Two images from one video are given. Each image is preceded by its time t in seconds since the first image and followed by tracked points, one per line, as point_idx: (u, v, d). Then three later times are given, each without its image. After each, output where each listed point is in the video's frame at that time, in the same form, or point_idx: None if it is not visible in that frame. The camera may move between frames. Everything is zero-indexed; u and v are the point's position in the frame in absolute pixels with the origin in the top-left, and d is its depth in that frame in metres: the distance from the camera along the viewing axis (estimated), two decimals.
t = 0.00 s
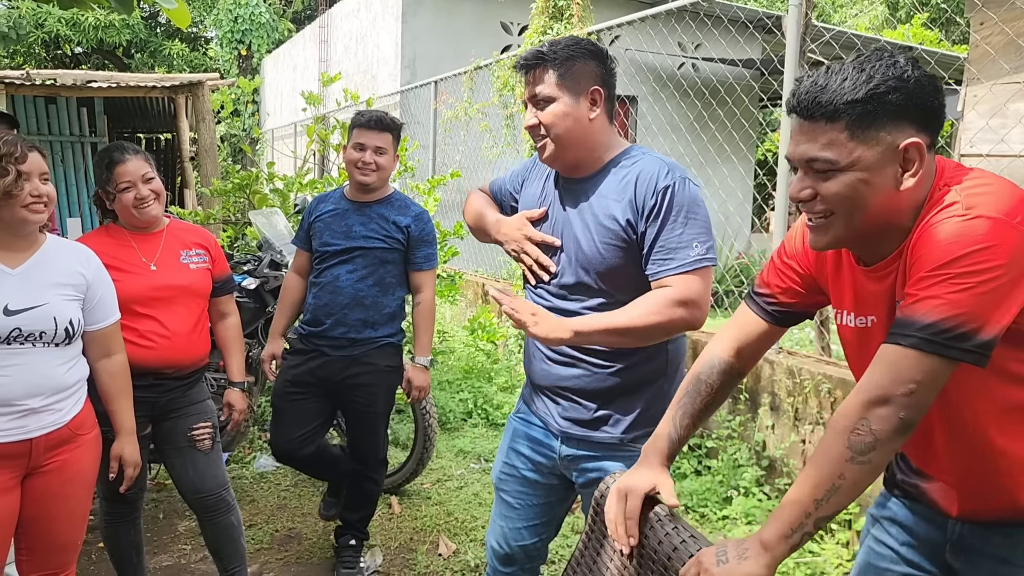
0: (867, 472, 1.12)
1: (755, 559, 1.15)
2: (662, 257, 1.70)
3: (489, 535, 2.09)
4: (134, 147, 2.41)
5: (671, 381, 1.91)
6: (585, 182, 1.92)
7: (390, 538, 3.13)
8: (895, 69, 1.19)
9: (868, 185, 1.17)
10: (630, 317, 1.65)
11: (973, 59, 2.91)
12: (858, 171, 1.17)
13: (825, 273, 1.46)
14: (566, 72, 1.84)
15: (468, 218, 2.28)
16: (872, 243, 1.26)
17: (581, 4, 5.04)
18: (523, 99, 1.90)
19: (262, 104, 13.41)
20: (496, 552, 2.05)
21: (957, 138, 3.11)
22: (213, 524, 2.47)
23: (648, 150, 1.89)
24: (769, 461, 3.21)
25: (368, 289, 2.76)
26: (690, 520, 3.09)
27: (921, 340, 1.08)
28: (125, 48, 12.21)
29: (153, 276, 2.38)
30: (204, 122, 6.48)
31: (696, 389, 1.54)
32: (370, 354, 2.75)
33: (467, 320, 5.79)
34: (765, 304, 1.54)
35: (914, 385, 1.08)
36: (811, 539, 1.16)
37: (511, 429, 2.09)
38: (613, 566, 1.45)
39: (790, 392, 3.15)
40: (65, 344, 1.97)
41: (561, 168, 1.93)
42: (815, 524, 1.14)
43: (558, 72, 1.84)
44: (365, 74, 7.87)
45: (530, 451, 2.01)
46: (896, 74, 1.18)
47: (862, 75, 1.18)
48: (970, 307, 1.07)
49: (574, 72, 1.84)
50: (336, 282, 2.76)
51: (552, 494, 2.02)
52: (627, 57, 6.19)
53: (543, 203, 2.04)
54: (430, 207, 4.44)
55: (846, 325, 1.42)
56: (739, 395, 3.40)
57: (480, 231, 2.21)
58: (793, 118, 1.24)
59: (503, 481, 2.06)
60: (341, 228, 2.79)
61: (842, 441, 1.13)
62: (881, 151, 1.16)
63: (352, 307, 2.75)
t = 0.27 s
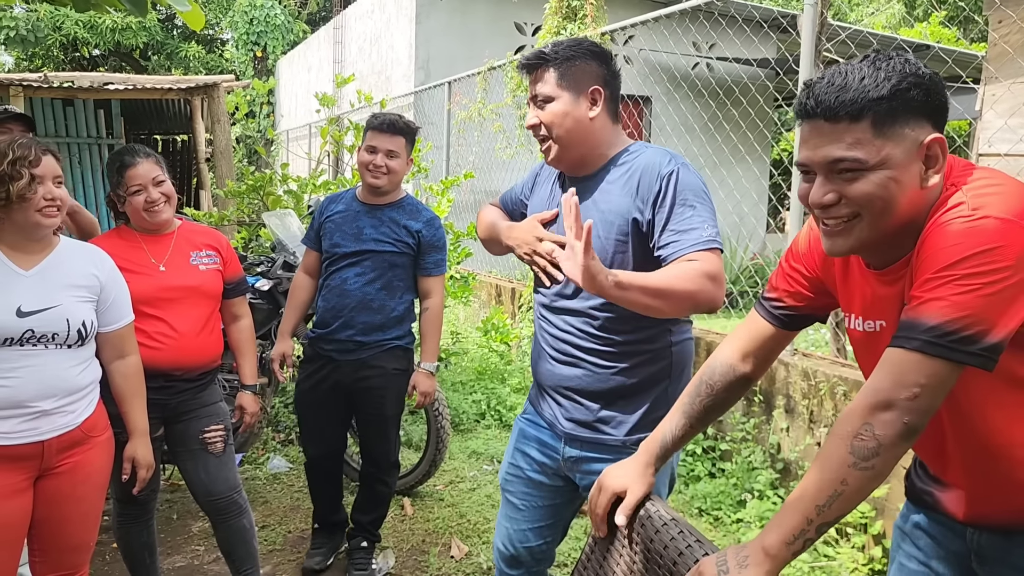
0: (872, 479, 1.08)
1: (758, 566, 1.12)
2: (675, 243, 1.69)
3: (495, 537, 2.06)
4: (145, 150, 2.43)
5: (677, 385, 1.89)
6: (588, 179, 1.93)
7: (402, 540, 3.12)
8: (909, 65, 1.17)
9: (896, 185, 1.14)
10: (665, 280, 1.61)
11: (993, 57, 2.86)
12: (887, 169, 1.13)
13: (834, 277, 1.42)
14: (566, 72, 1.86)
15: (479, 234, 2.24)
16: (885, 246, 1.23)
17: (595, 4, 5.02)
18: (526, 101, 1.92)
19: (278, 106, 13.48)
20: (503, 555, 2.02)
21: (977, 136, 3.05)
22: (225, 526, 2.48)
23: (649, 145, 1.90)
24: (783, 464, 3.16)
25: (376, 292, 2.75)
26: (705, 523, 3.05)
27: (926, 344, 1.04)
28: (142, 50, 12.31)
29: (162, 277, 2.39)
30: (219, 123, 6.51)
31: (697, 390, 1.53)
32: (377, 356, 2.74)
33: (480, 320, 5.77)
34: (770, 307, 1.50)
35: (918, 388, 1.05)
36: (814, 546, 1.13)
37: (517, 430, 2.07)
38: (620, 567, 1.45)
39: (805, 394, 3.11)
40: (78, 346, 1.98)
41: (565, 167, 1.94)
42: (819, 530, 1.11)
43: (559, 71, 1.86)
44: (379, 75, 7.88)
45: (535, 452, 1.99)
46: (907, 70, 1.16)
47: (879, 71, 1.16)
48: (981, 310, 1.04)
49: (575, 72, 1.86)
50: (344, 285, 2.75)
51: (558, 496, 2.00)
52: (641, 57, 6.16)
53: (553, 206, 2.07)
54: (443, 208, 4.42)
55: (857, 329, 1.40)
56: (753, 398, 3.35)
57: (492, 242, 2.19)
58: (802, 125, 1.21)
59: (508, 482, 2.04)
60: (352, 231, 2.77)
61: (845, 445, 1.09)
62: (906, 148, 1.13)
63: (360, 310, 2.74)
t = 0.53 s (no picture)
0: (877, 480, 1.06)
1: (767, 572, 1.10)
2: (685, 244, 1.67)
3: (505, 544, 2.04)
4: (158, 154, 2.48)
5: (684, 389, 1.87)
6: (591, 182, 1.92)
7: (416, 542, 3.11)
8: (908, 61, 1.14)
9: (892, 180, 1.11)
10: (667, 283, 1.60)
11: (1015, 55, 2.79)
12: (882, 164, 1.10)
13: (839, 273, 1.39)
14: (560, 79, 1.87)
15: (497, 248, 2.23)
16: (885, 243, 1.20)
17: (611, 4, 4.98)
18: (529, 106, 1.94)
19: (297, 107, 13.56)
20: (514, 560, 2.01)
21: (1001, 135, 2.98)
22: (239, 530, 2.50)
23: (654, 147, 1.88)
24: (801, 467, 3.11)
25: (383, 296, 2.74)
26: (721, 527, 3.01)
27: (924, 343, 1.02)
28: (163, 53, 12.44)
29: (173, 278, 2.43)
30: (238, 126, 6.56)
31: (707, 395, 1.52)
32: (387, 358, 2.73)
33: (498, 321, 5.75)
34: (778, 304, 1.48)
35: (919, 387, 1.02)
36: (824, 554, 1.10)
37: (526, 434, 2.05)
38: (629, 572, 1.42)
39: (824, 397, 3.05)
40: (92, 349, 2.01)
41: (568, 169, 1.95)
42: (828, 535, 1.08)
43: (557, 77, 1.88)
44: (396, 77, 7.90)
45: (544, 456, 1.97)
46: (903, 67, 1.12)
47: (873, 67, 1.13)
48: (978, 307, 1.01)
49: (570, 78, 1.87)
50: (353, 288, 2.75)
51: (568, 500, 1.98)
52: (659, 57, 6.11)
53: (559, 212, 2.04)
54: (459, 209, 4.41)
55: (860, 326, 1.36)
56: (770, 400, 3.30)
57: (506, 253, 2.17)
58: (801, 118, 1.18)
59: (518, 487, 2.02)
60: (361, 233, 2.78)
61: (849, 448, 1.07)
62: (904, 143, 1.10)
63: (368, 313, 2.73)
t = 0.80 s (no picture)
0: (872, 475, 1.07)
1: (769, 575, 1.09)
2: (668, 275, 1.67)
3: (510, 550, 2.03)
4: (176, 155, 2.51)
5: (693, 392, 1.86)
6: (611, 184, 1.90)
7: (432, 542, 3.11)
8: (862, 75, 1.14)
9: (879, 196, 1.13)
10: (623, 368, 1.65)
11: None
12: (863, 186, 1.12)
13: (841, 271, 1.43)
14: (602, 68, 1.83)
15: (491, 234, 2.23)
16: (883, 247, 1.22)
17: (629, 3, 4.95)
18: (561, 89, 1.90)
19: (318, 108, 13.65)
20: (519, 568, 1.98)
21: None
22: (256, 531, 2.52)
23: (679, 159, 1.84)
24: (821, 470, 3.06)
25: (391, 295, 2.73)
26: (740, 529, 2.96)
27: (920, 337, 1.04)
28: (187, 56, 12.58)
29: (189, 279, 2.47)
30: (259, 127, 6.61)
31: (718, 399, 1.53)
32: (397, 359, 2.73)
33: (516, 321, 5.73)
34: (786, 305, 1.52)
35: (914, 380, 1.04)
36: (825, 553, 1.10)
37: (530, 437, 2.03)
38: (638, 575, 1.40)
39: (843, 399, 3.01)
40: (108, 350, 2.03)
41: (591, 164, 1.91)
42: (827, 533, 1.08)
43: (595, 66, 1.83)
44: (416, 78, 7.93)
45: (550, 461, 1.95)
46: (852, 84, 1.13)
47: (831, 89, 1.14)
48: (973, 295, 1.03)
49: (612, 71, 1.83)
50: (362, 289, 2.77)
51: (574, 506, 1.95)
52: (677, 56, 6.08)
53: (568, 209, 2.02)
54: (476, 209, 4.40)
55: (859, 323, 1.39)
56: (789, 401, 3.26)
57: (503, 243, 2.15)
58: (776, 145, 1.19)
59: (523, 492, 2.01)
60: (370, 233, 2.79)
61: (844, 444, 1.09)
62: (879, 159, 1.12)
63: (375, 313, 2.73)
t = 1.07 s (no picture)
0: (875, 475, 1.05)
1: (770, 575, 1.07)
2: (627, 277, 1.67)
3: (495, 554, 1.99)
4: (194, 159, 2.55)
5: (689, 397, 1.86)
6: (604, 187, 1.87)
7: (448, 543, 3.10)
8: (842, 84, 1.14)
9: (874, 200, 1.13)
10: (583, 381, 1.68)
11: None
12: (854, 194, 1.12)
13: (846, 272, 1.40)
14: (602, 71, 1.80)
15: (485, 232, 2.25)
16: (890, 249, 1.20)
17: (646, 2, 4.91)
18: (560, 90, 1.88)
19: (339, 110, 13.73)
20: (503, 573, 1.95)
21: None
22: (271, 531, 2.53)
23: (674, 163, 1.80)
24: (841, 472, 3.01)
25: (395, 292, 2.73)
26: (759, 532, 2.92)
27: (928, 338, 1.02)
28: (210, 60, 12.71)
29: (207, 281, 2.49)
30: (280, 129, 6.68)
31: (726, 400, 1.53)
32: (404, 359, 2.72)
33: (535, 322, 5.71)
34: (795, 306, 1.50)
35: (919, 379, 1.02)
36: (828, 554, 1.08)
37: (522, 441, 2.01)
38: None
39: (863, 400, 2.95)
40: (124, 351, 2.06)
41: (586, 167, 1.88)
42: (827, 534, 1.07)
43: (594, 69, 1.80)
44: (435, 79, 7.95)
45: (542, 464, 1.94)
46: (830, 94, 1.13)
47: (811, 102, 1.14)
48: (979, 295, 1.01)
49: (611, 74, 1.80)
50: (366, 288, 2.77)
51: (566, 511, 1.93)
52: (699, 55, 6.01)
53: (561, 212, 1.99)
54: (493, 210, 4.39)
55: (863, 322, 1.37)
56: (807, 403, 3.21)
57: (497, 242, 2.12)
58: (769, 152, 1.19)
59: (512, 496, 1.98)
60: (373, 232, 2.80)
61: (848, 444, 1.07)
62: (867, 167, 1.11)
63: (381, 311, 2.73)
